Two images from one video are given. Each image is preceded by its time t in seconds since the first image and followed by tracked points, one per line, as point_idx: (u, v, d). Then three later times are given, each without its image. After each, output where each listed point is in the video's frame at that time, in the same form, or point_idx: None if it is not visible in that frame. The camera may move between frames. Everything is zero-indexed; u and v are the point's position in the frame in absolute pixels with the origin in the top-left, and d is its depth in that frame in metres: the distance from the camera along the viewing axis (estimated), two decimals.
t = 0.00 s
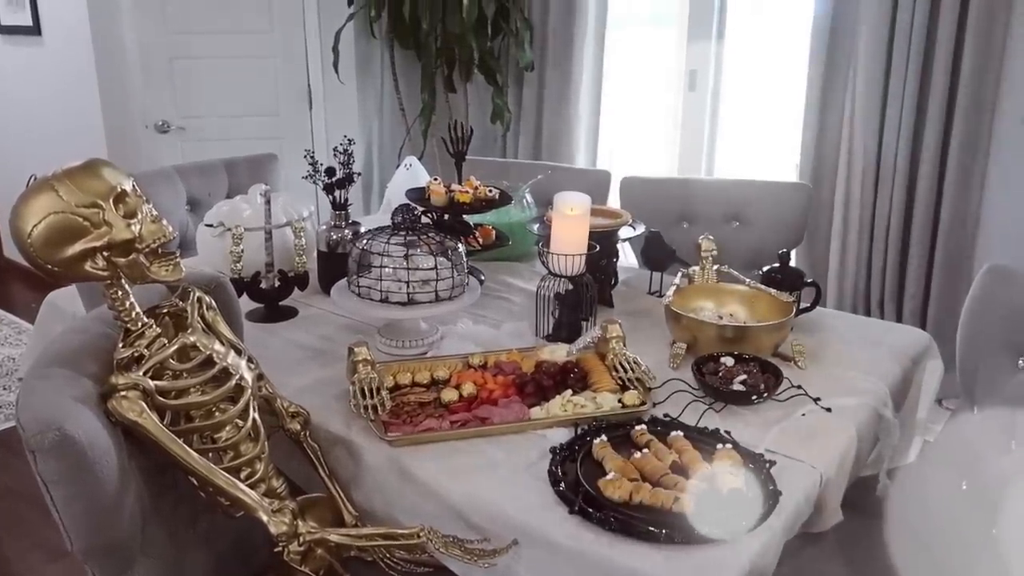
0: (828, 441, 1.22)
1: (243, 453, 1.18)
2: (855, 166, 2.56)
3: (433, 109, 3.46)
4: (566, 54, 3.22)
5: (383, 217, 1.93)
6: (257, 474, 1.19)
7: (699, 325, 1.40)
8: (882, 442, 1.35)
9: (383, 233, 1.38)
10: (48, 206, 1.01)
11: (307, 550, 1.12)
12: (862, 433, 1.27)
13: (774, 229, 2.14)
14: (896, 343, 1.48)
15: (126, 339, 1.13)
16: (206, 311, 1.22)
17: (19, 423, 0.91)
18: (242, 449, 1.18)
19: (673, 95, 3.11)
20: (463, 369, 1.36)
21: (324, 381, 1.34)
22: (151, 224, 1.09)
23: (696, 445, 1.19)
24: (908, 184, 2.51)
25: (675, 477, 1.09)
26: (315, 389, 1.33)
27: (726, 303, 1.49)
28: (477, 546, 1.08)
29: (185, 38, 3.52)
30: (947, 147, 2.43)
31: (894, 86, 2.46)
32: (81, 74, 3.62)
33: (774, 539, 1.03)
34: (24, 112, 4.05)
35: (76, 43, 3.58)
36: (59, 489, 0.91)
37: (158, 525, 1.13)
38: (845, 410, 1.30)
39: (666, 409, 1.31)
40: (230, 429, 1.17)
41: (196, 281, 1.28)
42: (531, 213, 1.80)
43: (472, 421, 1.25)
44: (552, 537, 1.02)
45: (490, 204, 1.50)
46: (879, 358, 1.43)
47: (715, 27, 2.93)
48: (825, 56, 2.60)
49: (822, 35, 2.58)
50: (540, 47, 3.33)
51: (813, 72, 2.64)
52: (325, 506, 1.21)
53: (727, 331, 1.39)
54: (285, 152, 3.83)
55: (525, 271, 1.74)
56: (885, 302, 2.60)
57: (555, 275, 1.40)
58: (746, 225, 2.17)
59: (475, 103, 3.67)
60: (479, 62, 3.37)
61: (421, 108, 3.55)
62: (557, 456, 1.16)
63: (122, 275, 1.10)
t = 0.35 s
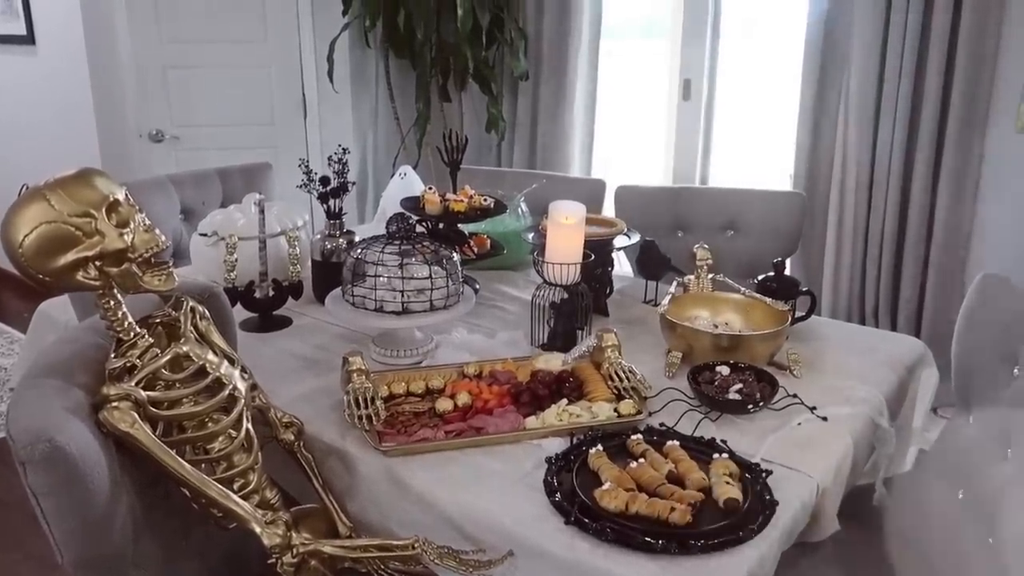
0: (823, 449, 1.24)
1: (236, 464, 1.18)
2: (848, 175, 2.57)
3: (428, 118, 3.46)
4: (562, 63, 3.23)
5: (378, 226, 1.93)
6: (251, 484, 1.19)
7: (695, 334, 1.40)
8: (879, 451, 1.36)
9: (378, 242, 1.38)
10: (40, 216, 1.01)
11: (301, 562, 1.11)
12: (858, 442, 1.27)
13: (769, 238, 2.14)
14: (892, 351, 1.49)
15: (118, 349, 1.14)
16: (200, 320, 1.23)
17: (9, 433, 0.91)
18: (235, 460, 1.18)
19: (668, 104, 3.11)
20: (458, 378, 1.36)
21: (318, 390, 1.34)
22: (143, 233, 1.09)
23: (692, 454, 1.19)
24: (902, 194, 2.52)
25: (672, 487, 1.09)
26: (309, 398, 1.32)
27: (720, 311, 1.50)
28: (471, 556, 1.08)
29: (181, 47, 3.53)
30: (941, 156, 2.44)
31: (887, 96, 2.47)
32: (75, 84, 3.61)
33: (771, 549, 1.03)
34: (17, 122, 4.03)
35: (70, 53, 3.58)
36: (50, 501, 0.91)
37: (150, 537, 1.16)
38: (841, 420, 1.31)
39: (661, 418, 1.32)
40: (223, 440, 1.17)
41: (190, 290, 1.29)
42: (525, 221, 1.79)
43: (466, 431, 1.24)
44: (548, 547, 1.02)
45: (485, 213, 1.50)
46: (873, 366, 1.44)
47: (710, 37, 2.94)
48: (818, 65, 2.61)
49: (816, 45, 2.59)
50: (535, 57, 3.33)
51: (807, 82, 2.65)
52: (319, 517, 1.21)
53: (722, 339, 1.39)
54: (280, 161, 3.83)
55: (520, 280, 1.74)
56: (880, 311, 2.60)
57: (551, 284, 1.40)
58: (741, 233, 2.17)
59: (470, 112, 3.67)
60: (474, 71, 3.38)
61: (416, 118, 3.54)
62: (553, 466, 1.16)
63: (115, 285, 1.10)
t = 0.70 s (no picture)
0: (821, 456, 1.24)
1: (232, 472, 1.19)
2: (845, 182, 2.58)
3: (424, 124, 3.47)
4: (557, 68, 3.22)
5: (374, 232, 1.93)
6: (246, 493, 1.20)
7: (692, 341, 1.40)
8: (875, 457, 1.37)
9: (374, 250, 1.38)
10: (35, 223, 1.00)
11: (297, 571, 1.11)
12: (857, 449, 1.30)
13: (764, 246, 2.14)
14: (889, 358, 1.49)
15: (113, 357, 1.14)
16: (195, 328, 1.24)
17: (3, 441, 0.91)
18: (231, 468, 1.19)
19: (664, 111, 3.12)
20: (455, 385, 1.35)
21: (314, 398, 1.33)
22: (139, 240, 1.09)
23: (689, 462, 1.19)
24: (898, 201, 2.52)
25: (669, 494, 1.09)
26: (305, 406, 1.31)
27: (718, 318, 1.49)
28: (466, 564, 1.08)
29: (179, 53, 3.54)
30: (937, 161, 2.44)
31: (883, 103, 2.48)
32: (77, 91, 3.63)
33: (769, 556, 1.03)
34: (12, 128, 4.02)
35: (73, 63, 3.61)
36: (44, 510, 0.91)
37: (145, 546, 1.17)
38: (838, 427, 1.32)
39: (659, 425, 1.32)
40: (218, 448, 1.18)
41: (186, 296, 1.29)
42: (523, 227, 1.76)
43: (463, 438, 1.24)
44: (545, 555, 1.02)
45: (482, 220, 1.49)
46: (871, 374, 1.44)
47: (706, 44, 2.95)
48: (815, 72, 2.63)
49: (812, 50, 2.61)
50: (531, 63, 3.34)
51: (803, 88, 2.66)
52: (316, 525, 1.20)
53: (720, 346, 1.38)
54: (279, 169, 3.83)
55: (517, 286, 1.73)
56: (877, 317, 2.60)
57: (547, 290, 1.40)
58: (738, 240, 2.17)
59: (467, 118, 3.67)
60: (471, 77, 3.37)
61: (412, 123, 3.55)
62: (550, 473, 1.15)
63: (109, 292, 1.10)
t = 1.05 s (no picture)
0: (834, 472, 1.20)
1: (215, 489, 1.12)
2: (861, 176, 2.53)
3: (418, 122, 3.41)
4: (558, 63, 3.17)
5: (367, 236, 1.86)
6: (231, 510, 1.13)
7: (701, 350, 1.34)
8: (893, 471, 1.32)
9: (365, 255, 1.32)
10: (10, 227, 0.96)
11: None
12: (873, 462, 1.25)
13: (775, 250, 2.08)
14: (906, 368, 1.45)
15: (92, 368, 1.07)
16: (178, 337, 1.17)
17: None
18: (215, 485, 1.12)
19: (669, 109, 3.05)
20: (451, 398, 1.28)
21: (303, 411, 1.26)
22: (119, 245, 1.05)
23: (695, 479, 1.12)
24: (913, 201, 2.47)
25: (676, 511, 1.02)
26: (294, 419, 1.25)
27: (726, 325, 1.43)
28: None
29: (160, 50, 3.49)
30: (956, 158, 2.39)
31: (897, 99, 2.42)
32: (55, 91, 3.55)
33: None
34: None
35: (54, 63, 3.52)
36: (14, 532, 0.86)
37: (122, 567, 1.11)
38: (853, 439, 1.27)
39: (666, 439, 1.26)
40: (201, 464, 1.11)
41: (168, 304, 1.21)
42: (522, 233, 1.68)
43: (460, 452, 1.18)
44: None
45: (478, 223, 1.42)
46: (887, 385, 1.39)
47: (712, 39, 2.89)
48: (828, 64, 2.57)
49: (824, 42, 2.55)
50: (530, 60, 3.29)
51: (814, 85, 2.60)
52: (303, 543, 1.13)
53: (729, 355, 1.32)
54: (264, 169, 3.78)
55: (515, 292, 1.66)
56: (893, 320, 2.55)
57: (546, 297, 1.34)
58: (747, 244, 2.10)
59: (463, 119, 3.60)
60: (468, 73, 3.31)
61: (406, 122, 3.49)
62: (551, 490, 1.10)
63: (88, 300, 1.05)
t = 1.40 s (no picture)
0: (863, 490, 1.11)
1: (198, 509, 1.02)
2: (895, 166, 2.43)
3: (418, 117, 3.31)
4: (565, 52, 3.04)
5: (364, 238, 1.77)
6: (216, 532, 1.04)
7: (722, 360, 1.25)
8: (930, 491, 1.22)
9: (359, 257, 1.23)
10: None
11: None
12: (906, 481, 1.16)
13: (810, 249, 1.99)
14: (942, 380, 1.36)
15: (67, 380, 0.99)
16: (159, 347, 1.07)
17: None
18: (198, 504, 1.03)
19: (689, 100, 2.97)
20: (451, 412, 1.18)
21: (292, 426, 1.16)
22: (96, 248, 1.00)
23: (717, 502, 1.00)
24: (948, 196, 2.38)
25: (693, 534, 0.94)
26: (282, 435, 1.15)
27: (749, 335, 1.35)
28: None
29: (141, 37, 3.45)
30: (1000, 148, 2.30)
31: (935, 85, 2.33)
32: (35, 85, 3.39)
33: None
34: None
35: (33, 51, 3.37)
36: None
37: None
38: (885, 455, 1.18)
39: (682, 456, 1.17)
40: (184, 482, 1.02)
41: (150, 310, 1.12)
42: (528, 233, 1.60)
43: (461, 471, 1.09)
44: None
45: (481, 223, 1.33)
46: (923, 398, 1.30)
47: (736, 27, 2.80)
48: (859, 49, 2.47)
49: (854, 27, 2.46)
50: (536, 47, 3.15)
51: (845, 72, 2.50)
52: (292, 568, 1.05)
53: (750, 366, 1.23)
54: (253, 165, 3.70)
55: (520, 298, 1.57)
56: (934, 318, 2.45)
57: (554, 303, 1.25)
58: (772, 246, 2.01)
59: (465, 112, 3.47)
60: (469, 63, 3.19)
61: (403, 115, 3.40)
62: (558, 511, 1.02)
63: (65, 307, 0.99)
